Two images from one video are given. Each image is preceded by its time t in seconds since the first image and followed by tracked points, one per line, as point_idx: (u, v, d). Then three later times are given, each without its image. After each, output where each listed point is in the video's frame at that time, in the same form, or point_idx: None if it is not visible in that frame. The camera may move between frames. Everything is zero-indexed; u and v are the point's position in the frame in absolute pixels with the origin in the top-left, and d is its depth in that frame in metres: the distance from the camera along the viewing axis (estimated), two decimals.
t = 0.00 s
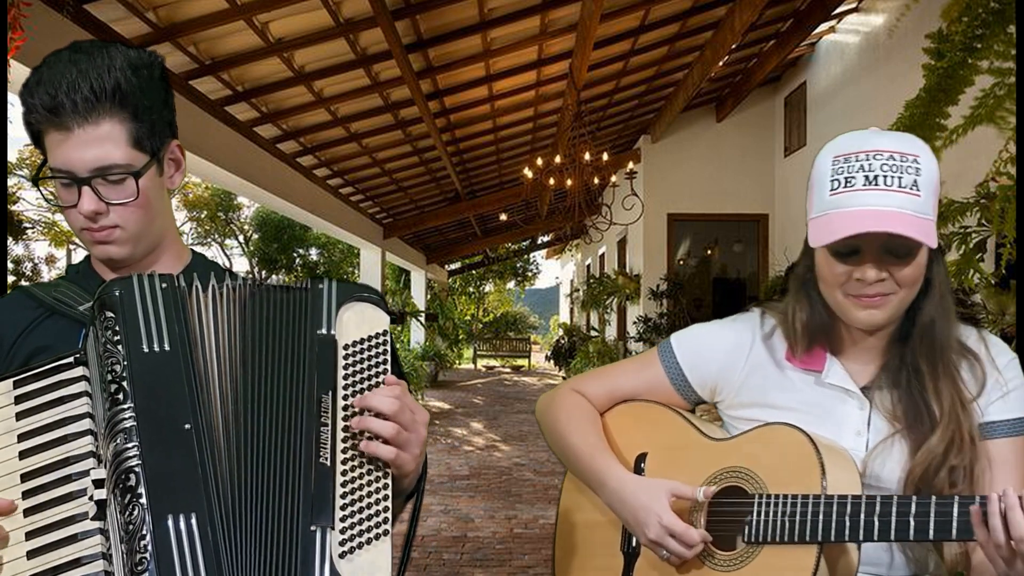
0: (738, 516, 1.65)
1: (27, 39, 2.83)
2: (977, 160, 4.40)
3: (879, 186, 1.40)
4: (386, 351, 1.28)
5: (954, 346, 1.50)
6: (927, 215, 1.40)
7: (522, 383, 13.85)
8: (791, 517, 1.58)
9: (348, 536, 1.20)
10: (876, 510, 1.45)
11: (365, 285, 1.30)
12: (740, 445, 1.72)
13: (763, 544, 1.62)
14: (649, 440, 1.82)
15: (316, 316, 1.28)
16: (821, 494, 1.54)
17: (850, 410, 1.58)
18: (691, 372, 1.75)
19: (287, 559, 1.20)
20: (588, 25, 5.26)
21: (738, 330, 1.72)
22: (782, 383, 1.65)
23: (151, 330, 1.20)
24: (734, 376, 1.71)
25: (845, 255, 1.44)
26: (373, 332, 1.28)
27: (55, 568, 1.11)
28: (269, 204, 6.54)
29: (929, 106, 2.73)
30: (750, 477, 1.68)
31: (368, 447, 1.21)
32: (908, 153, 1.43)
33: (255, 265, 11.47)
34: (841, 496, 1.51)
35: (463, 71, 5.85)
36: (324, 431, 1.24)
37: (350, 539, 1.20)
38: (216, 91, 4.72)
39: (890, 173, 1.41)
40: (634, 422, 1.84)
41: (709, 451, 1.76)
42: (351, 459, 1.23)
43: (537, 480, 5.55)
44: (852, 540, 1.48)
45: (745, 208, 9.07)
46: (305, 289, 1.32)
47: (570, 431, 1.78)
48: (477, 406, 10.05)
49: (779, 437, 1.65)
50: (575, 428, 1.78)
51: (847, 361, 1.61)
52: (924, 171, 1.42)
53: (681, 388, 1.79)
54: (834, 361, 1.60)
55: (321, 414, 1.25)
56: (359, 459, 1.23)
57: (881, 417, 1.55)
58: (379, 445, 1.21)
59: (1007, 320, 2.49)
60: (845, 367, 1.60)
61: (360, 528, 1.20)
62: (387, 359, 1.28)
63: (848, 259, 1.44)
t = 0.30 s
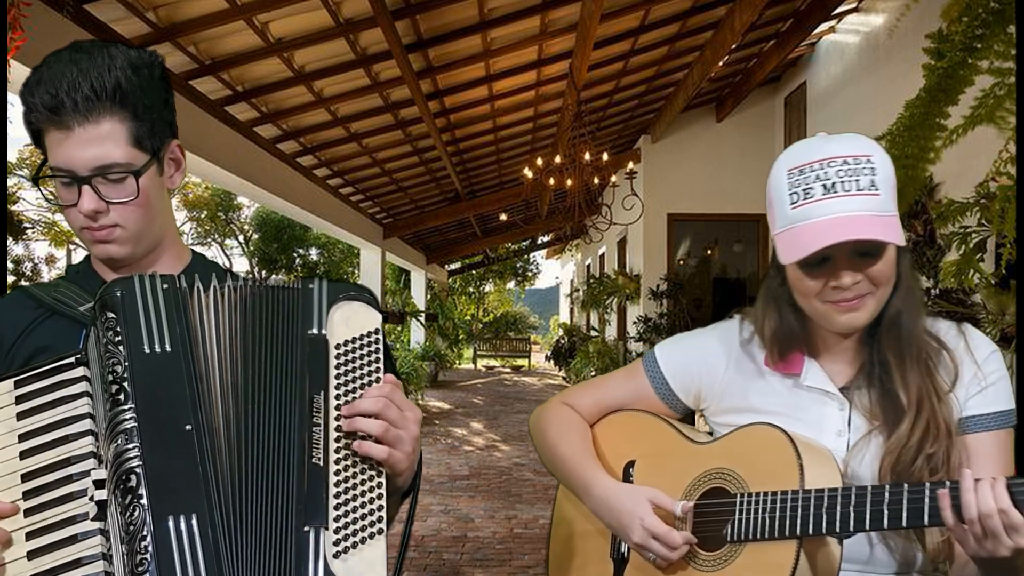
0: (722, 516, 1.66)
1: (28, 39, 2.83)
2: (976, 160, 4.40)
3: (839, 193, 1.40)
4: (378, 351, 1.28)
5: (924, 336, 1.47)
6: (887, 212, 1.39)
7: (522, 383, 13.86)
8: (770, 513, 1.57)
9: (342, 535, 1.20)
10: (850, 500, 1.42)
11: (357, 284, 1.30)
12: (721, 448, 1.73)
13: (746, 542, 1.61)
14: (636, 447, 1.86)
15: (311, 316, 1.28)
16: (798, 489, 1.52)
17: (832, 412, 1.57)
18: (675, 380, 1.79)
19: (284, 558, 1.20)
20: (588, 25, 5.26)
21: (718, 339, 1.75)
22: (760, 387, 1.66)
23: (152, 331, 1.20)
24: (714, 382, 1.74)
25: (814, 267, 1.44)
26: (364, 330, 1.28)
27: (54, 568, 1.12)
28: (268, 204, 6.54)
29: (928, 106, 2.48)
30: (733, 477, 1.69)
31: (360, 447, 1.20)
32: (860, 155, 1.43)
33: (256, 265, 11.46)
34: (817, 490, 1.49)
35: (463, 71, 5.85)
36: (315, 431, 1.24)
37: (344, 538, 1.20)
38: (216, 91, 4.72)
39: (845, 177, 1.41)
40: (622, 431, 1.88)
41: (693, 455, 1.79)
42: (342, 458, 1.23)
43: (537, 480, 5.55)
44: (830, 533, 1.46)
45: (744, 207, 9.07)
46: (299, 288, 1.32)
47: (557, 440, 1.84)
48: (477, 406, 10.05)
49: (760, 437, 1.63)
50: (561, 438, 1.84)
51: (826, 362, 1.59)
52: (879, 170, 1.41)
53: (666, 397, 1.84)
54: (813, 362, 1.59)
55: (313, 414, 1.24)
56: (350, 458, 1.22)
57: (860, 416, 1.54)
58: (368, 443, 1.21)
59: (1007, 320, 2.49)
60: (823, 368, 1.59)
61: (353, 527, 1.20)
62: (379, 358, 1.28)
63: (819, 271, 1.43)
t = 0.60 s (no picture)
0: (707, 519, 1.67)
1: (28, 39, 2.83)
2: (977, 160, 4.40)
3: (805, 182, 1.41)
4: (368, 347, 1.28)
5: (900, 327, 1.46)
6: (855, 199, 1.40)
7: (522, 383, 13.87)
8: (751, 513, 1.58)
9: (335, 533, 1.20)
10: (826, 496, 1.42)
11: (348, 281, 1.30)
12: (704, 449, 1.75)
13: (730, 542, 1.62)
14: (623, 453, 1.88)
15: (307, 313, 1.27)
16: (777, 487, 1.52)
17: (814, 408, 1.56)
18: (661, 383, 1.81)
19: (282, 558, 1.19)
20: (588, 25, 5.26)
21: (702, 342, 1.76)
22: (742, 385, 1.66)
23: (152, 331, 1.20)
24: (698, 384, 1.75)
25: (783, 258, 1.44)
26: (355, 327, 1.27)
27: (53, 568, 1.12)
28: (268, 204, 6.54)
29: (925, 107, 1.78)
30: (716, 478, 1.70)
31: (350, 441, 1.20)
32: (824, 146, 1.45)
33: (256, 265, 11.46)
34: (795, 486, 1.48)
35: (463, 71, 5.85)
36: (307, 430, 1.23)
37: (338, 536, 1.19)
38: (216, 91, 4.72)
39: (812, 167, 1.42)
40: (609, 438, 1.91)
41: (678, 458, 1.81)
42: (334, 456, 1.22)
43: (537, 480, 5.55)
44: (808, 530, 1.46)
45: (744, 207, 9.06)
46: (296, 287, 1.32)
47: (545, 449, 1.87)
48: (477, 406, 10.04)
49: (740, 436, 1.63)
50: (549, 447, 1.87)
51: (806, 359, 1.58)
52: (844, 159, 1.43)
53: (655, 403, 1.86)
54: (795, 359, 1.57)
55: (308, 412, 1.24)
56: (343, 455, 1.22)
57: (842, 413, 1.52)
58: (360, 438, 1.20)
59: (1008, 320, 2.49)
60: (803, 364, 1.58)
61: (347, 526, 1.20)
62: (370, 355, 1.28)
63: (793, 259, 1.42)
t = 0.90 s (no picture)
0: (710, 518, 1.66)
1: (27, 39, 2.83)
2: (976, 160, 4.40)
3: (806, 179, 1.41)
4: (355, 347, 1.28)
5: (901, 325, 1.45)
6: (856, 196, 1.40)
7: (522, 383, 13.87)
8: (755, 512, 1.57)
9: (327, 535, 1.19)
10: (831, 496, 1.42)
11: (336, 281, 1.30)
12: (706, 449, 1.75)
13: (734, 543, 1.62)
14: (625, 453, 1.89)
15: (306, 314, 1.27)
16: (780, 487, 1.52)
17: (815, 407, 1.56)
18: (661, 381, 1.83)
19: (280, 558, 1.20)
20: (588, 25, 5.26)
21: (704, 343, 1.77)
22: (744, 386, 1.67)
23: (153, 332, 1.20)
24: (698, 383, 1.76)
25: (787, 255, 1.43)
26: (340, 326, 1.27)
27: (54, 569, 1.12)
28: (268, 204, 6.54)
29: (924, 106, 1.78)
30: (718, 479, 1.70)
31: (339, 440, 1.20)
32: (823, 144, 1.46)
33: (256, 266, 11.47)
34: (799, 487, 1.48)
35: (463, 71, 5.85)
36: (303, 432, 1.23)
37: (331, 538, 1.19)
38: (216, 91, 4.72)
39: (811, 165, 1.43)
40: (610, 437, 1.91)
41: (680, 459, 1.80)
42: (326, 458, 1.22)
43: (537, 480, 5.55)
44: (812, 530, 1.45)
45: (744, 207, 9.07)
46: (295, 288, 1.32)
47: (546, 447, 1.88)
48: (477, 406, 10.05)
49: (741, 436, 1.63)
50: (550, 445, 1.87)
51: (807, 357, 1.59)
52: (844, 156, 1.44)
53: (655, 401, 1.87)
54: (795, 358, 1.58)
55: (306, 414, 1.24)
56: (333, 455, 1.22)
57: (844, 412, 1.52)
58: (349, 437, 1.20)
59: (1008, 320, 2.49)
60: (804, 363, 1.58)
61: (340, 528, 1.20)
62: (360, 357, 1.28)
63: (796, 256, 1.42)
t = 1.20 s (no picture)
0: (730, 518, 1.66)
1: (28, 39, 2.83)
2: (976, 160, 4.40)
3: (847, 177, 1.40)
4: (368, 350, 1.27)
5: (926, 330, 1.45)
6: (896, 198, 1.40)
7: (522, 383, 13.87)
8: (780, 514, 1.58)
9: (331, 536, 1.19)
10: (862, 503, 1.45)
11: (348, 284, 1.30)
12: (726, 449, 1.71)
13: (756, 544, 1.62)
14: (639, 448, 1.81)
15: (309, 317, 1.27)
16: (808, 491, 1.53)
17: (837, 407, 1.55)
18: (679, 377, 1.75)
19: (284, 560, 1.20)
20: (588, 25, 5.26)
21: (722, 338, 1.71)
22: (765, 385, 1.63)
23: (154, 332, 1.20)
24: (717, 379, 1.70)
25: (823, 251, 1.42)
26: (356, 329, 1.27)
27: (54, 569, 1.12)
28: (268, 204, 6.53)
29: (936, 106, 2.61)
30: (739, 478, 1.68)
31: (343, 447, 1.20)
32: (865, 144, 1.45)
33: (255, 266, 11.48)
34: (828, 492, 1.50)
35: (463, 71, 5.85)
36: (307, 433, 1.23)
37: (334, 539, 1.19)
38: (216, 91, 4.71)
39: (853, 163, 1.42)
40: (623, 431, 1.83)
41: (698, 457, 1.75)
42: (332, 460, 1.23)
43: (537, 480, 5.55)
44: (843, 534, 1.47)
45: (744, 208, 9.07)
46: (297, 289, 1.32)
47: (556, 442, 1.79)
48: (477, 406, 10.05)
49: (763, 437, 1.63)
50: (561, 441, 1.78)
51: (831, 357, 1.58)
52: (885, 159, 1.43)
53: (672, 396, 1.78)
54: (818, 358, 1.56)
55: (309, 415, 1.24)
56: (339, 460, 1.23)
57: (865, 413, 1.52)
58: (354, 444, 1.21)
59: (1008, 320, 2.49)
60: (829, 364, 1.57)
61: (343, 530, 1.20)
62: (372, 358, 1.28)
63: (829, 254, 1.42)
